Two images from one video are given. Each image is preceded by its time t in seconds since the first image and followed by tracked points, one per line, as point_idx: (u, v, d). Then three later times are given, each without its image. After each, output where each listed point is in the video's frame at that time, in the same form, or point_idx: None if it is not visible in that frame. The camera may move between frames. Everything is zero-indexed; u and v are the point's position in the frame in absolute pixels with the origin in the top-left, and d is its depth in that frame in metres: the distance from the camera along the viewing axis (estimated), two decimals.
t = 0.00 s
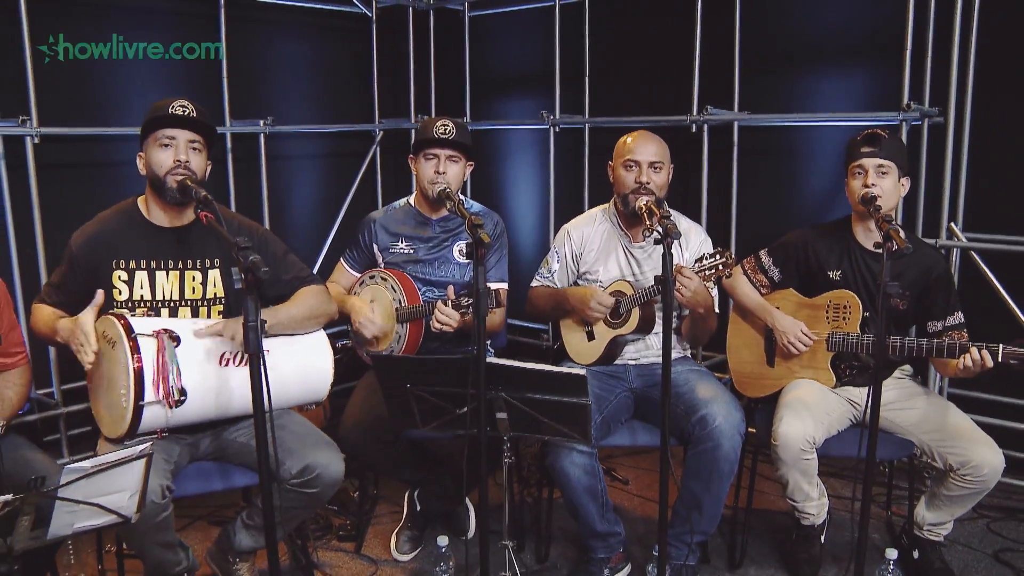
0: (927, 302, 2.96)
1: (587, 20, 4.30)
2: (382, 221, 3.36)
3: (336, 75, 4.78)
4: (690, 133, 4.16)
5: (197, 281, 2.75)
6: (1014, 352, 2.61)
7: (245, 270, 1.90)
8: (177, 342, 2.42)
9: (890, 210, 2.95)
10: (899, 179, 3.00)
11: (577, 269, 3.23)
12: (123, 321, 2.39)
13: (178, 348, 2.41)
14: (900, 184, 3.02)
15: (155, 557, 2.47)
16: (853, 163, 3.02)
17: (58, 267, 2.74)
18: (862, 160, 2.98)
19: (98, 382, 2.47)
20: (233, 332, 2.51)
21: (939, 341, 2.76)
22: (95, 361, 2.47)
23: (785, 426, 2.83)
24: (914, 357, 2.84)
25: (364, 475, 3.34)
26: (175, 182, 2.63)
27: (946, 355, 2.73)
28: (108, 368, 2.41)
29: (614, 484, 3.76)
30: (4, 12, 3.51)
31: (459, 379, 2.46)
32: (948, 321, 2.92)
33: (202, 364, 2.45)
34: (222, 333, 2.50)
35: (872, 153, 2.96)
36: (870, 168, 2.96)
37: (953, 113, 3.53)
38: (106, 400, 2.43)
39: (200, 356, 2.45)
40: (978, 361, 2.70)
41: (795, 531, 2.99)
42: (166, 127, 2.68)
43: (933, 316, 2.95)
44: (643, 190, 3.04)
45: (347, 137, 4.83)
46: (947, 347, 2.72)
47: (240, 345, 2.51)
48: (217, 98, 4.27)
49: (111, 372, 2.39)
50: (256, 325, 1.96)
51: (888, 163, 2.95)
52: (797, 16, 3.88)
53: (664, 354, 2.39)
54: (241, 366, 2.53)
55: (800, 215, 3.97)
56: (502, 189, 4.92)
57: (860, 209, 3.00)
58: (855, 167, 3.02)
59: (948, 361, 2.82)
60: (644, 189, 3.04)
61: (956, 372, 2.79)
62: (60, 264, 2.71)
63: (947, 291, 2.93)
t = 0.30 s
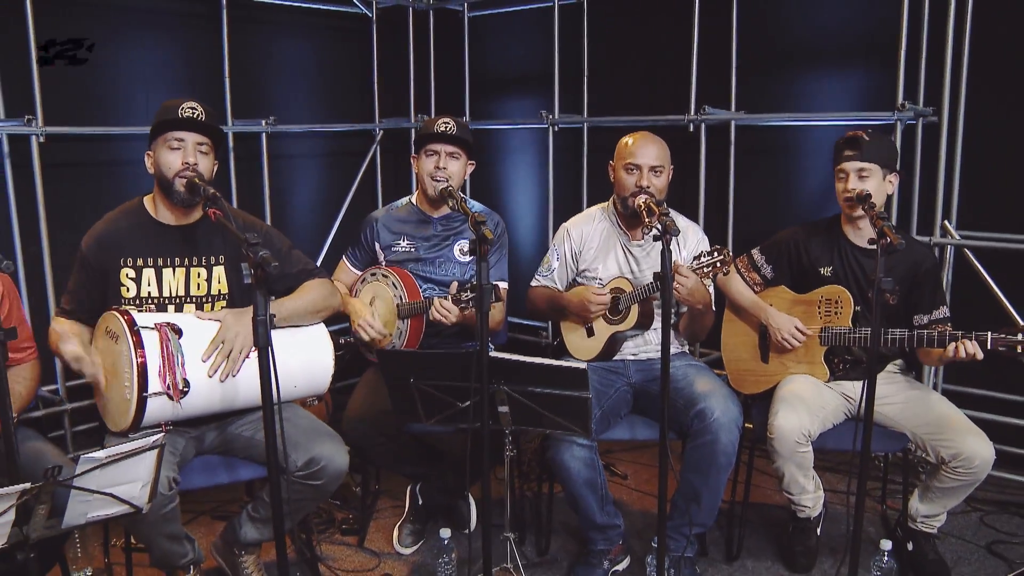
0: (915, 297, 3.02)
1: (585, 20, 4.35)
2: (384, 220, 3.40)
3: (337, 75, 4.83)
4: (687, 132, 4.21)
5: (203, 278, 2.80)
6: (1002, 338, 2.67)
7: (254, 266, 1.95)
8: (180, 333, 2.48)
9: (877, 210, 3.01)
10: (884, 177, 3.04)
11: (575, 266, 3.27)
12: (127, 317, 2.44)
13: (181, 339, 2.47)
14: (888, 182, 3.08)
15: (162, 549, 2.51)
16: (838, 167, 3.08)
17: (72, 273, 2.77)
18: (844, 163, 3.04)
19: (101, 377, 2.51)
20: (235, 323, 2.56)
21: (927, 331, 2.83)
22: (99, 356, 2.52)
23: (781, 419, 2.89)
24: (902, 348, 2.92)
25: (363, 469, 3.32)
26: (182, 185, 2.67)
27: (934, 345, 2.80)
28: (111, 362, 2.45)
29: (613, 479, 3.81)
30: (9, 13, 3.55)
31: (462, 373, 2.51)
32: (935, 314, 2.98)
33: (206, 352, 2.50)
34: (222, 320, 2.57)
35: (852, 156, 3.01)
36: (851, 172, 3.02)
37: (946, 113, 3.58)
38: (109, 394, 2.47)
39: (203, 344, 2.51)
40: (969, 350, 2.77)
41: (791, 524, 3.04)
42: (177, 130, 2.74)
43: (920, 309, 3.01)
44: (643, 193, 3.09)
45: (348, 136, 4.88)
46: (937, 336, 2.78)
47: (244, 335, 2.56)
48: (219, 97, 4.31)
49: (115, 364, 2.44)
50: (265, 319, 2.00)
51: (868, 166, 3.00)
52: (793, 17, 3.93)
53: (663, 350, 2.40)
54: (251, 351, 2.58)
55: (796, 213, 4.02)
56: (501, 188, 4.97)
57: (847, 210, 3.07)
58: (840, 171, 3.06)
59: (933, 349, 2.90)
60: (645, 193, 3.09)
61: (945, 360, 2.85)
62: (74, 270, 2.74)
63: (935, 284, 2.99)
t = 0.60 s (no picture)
0: (907, 290, 3.07)
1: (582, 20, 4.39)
2: (384, 218, 3.43)
3: (335, 74, 4.86)
4: (683, 131, 4.25)
5: (207, 273, 2.84)
6: (991, 332, 2.74)
7: (260, 262, 1.98)
8: (187, 329, 2.52)
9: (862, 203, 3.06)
10: (868, 171, 3.09)
11: (572, 263, 3.32)
12: (134, 313, 2.47)
13: (188, 334, 2.51)
14: (873, 176, 3.12)
15: (167, 542, 2.55)
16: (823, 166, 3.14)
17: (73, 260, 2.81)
18: (827, 161, 3.10)
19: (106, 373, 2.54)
20: (239, 319, 2.60)
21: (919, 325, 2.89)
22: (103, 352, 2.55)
23: (776, 414, 2.93)
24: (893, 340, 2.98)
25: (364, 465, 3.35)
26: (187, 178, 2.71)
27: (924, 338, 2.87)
28: (118, 358, 2.48)
29: (610, 475, 3.85)
30: (11, 13, 3.58)
31: (463, 368, 2.55)
32: (926, 306, 3.03)
33: (212, 347, 2.54)
34: (227, 316, 2.60)
35: (834, 154, 3.08)
36: (833, 169, 3.08)
37: (939, 112, 3.63)
38: (116, 389, 2.50)
39: (210, 339, 2.54)
40: (960, 344, 2.80)
41: (786, 517, 3.09)
42: (180, 123, 2.77)
43: (912, 301, 3.06)
44: (641, 187, 3.14)
45: (346, 135, 4.91)
46: (928, 330, 2.85)
47: (250, 332, 2.59)
48: (219, 97, 4.34)
49: (121, 360, 2.47)
50: (270, 315, 2.04)
51: (849, 162, 3.05)
52: (788, 17, 3.97)
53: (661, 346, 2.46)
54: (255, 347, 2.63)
55: (791, 212, 4.07)
56: (498, 187, 5.00)
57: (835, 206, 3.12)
58: (825, 167, 3.12)
59: (925, 343, 2.96)
60: (643, 186, 3.14)
61: (936, 352, 2.91)
62: (74, 257, 2.79)
63: (926, 276, 3.04)
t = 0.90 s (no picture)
0: (898, 286, 3.11)
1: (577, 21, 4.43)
2: (382, 217, 3.45)
3: (331, 74, 4.89)
4: (677, 131, 4.29)
5: (207, 272, 2.88)
6: (980, 327, 2.78)
7: (262, 258, 2.02)
8: (186, 325, 2.55)
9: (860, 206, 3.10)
10: (864, 174, 3.12)
11: (570, 261, 3.36)
12: (136, 308, 2.51)
13: (187, 330, 2.54)
14: (869, 178, 3.15)
15: (167, 537, 2.57)
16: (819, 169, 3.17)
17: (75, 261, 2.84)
18: (824, 165, 3.13)
19: (109, 367, 2.58)
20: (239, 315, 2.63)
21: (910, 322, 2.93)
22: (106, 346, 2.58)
23: (769, 409, 2.97)
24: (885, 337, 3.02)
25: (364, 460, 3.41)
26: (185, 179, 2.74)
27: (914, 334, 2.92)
28: (120, 353, 2.52)
29: (605, 471, 3.89)
30: (10, 13, 3.60)
31: (461, 364, 2.59)
32: (916, 304, 3.08)
33: (209, 345, 2.56)
34: (226, 316, 2.62)
35: (832, 159, 3.10)
36: (830, 175, 3.12)
37: (930, 112, 3.68)
38: (118, 384, 2.53)
39: (208, 338, 2.57)
40: (949, 339, 2.85)
41: (779, 511, 3.13)
42: (178, 125, 2.80)
43: (903, 298, 3.10)
44: (632, 184, 3.17)
45: (342, 135, 4.94)
46: (918, 326, 2.89)
47: (249, 333, 2.62)
48: (216, 96, 4.37)
49: (123, 356, 2.50)
50: (271, 311, 2.07)
51: (846, 167, 3.08)
52: (781, 18, 4.02)
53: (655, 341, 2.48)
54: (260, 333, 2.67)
55: (784, 211, 4.12)
56: (493, 186, 5.03)
57: (830, 207, 3.16)
58: (823, 173, 3.14)
59: (916, 340, 3.00)
60: (634, 183, 3.17)
61: (927, 348, 2.95)
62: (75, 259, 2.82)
63: (918, 273, 3.10)
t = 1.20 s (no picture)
0: (891, 282, 3.16)
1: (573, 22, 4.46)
2: (380, 215, 3.49)
3: (328, 75, 4.91)
4: (672, 130, 4.33)
5: (207, 270, 2.91)
6: (971, 322, 2.82)
7: (264, 256, 2.05)
8: (188, 322, 2.58)
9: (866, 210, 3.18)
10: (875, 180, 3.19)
11: (567, 259, 3.39)
12: (137, 307, 2.53)
13: (189, 329, 2.57)
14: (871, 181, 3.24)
15: (169, 532, 2.60)
16: (838, 170, 3.15)
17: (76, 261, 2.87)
18: (850, 169, 3.12)
19: (111, 364, 2.60)
20: (240, 313, 2.67)
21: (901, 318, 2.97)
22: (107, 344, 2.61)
23: (763, 405, 3.01)
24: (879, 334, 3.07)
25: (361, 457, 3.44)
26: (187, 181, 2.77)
27: (906, 330, 2.95)
28: (121, 350, 2.54)
29: (601, 468, 3.92)
30: (11, 14, 3.62)
31: (460, 361, 2.62)
32: (909, 300, 3.11)
33: (213, 340, 2.59)
34: (230, 309, 2.67)
35: (858, 164, 3.11)
36: (855, 179, 3.12)
37: (922, 112, 3.72)
38: (120, 380, 2.56)
39: (211, 333, 2.61)
40: (940, 333, 2.88)
41: (773, 507, 3.17)
42: (180, 127, 2.82)
43: (897, 294, 3.13)
44: (630, 187, 3.20)
45: (339, 135, 4.97)
46: (908, 322, 2.93)
47: (252, 325, 2.66)
48: (215, 97, 4.39)
49: (125, 353, 2.53)
50: (274, 308, 2.11)
51: (869, 173, 3.13)
52: (775, 19, 4.06)
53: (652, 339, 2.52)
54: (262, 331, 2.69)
55: (778, 210, 4.16)
56: (490, 186, 5.07)
57: (831, 203, 3.19)
58: (839, 174, 3.14)
59: (909, 337, 3.05)
60: (632, 186, 3.20)
61: (919, 344, 2.99)
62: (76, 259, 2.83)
63: (910, 270, 3.13)
